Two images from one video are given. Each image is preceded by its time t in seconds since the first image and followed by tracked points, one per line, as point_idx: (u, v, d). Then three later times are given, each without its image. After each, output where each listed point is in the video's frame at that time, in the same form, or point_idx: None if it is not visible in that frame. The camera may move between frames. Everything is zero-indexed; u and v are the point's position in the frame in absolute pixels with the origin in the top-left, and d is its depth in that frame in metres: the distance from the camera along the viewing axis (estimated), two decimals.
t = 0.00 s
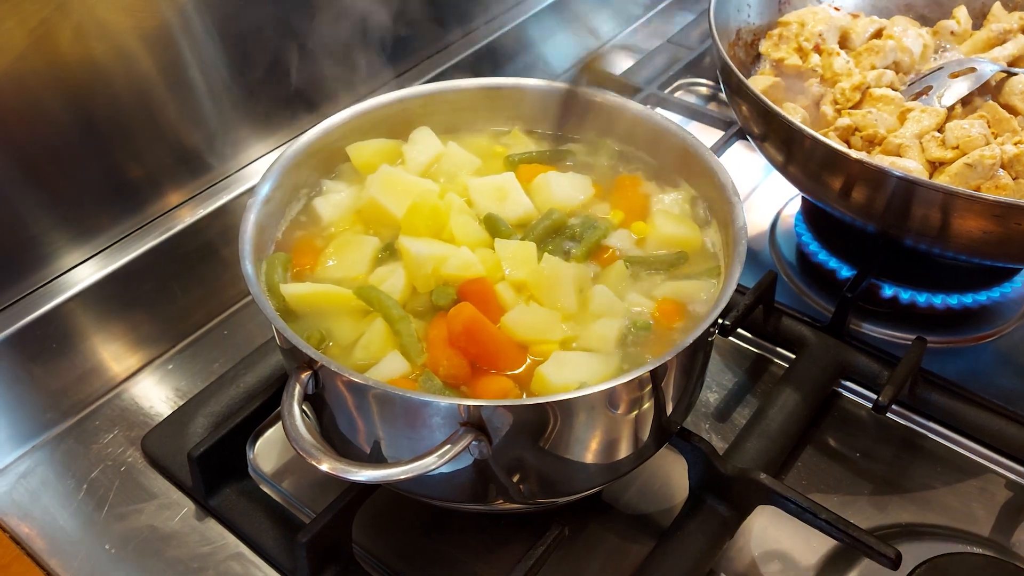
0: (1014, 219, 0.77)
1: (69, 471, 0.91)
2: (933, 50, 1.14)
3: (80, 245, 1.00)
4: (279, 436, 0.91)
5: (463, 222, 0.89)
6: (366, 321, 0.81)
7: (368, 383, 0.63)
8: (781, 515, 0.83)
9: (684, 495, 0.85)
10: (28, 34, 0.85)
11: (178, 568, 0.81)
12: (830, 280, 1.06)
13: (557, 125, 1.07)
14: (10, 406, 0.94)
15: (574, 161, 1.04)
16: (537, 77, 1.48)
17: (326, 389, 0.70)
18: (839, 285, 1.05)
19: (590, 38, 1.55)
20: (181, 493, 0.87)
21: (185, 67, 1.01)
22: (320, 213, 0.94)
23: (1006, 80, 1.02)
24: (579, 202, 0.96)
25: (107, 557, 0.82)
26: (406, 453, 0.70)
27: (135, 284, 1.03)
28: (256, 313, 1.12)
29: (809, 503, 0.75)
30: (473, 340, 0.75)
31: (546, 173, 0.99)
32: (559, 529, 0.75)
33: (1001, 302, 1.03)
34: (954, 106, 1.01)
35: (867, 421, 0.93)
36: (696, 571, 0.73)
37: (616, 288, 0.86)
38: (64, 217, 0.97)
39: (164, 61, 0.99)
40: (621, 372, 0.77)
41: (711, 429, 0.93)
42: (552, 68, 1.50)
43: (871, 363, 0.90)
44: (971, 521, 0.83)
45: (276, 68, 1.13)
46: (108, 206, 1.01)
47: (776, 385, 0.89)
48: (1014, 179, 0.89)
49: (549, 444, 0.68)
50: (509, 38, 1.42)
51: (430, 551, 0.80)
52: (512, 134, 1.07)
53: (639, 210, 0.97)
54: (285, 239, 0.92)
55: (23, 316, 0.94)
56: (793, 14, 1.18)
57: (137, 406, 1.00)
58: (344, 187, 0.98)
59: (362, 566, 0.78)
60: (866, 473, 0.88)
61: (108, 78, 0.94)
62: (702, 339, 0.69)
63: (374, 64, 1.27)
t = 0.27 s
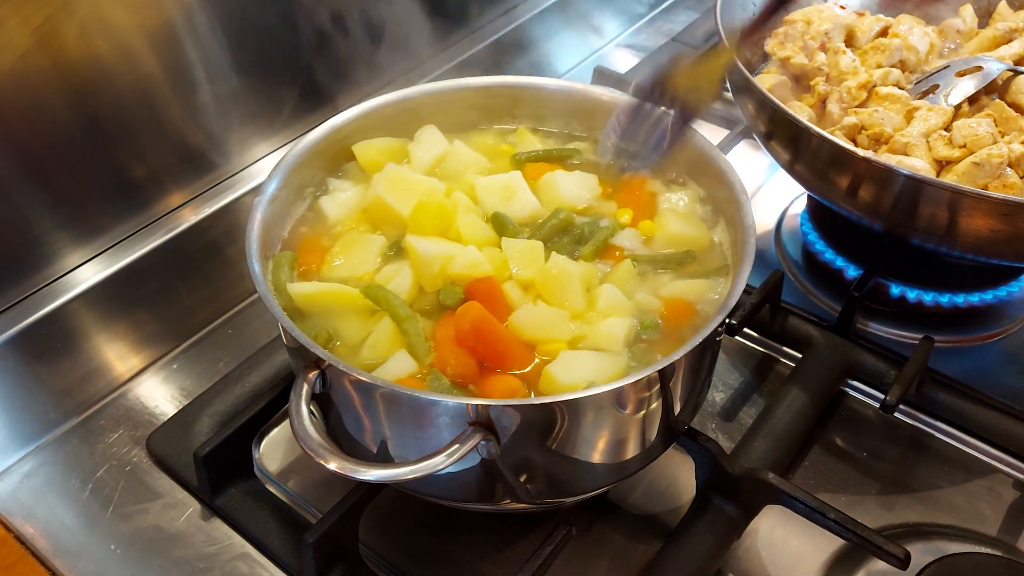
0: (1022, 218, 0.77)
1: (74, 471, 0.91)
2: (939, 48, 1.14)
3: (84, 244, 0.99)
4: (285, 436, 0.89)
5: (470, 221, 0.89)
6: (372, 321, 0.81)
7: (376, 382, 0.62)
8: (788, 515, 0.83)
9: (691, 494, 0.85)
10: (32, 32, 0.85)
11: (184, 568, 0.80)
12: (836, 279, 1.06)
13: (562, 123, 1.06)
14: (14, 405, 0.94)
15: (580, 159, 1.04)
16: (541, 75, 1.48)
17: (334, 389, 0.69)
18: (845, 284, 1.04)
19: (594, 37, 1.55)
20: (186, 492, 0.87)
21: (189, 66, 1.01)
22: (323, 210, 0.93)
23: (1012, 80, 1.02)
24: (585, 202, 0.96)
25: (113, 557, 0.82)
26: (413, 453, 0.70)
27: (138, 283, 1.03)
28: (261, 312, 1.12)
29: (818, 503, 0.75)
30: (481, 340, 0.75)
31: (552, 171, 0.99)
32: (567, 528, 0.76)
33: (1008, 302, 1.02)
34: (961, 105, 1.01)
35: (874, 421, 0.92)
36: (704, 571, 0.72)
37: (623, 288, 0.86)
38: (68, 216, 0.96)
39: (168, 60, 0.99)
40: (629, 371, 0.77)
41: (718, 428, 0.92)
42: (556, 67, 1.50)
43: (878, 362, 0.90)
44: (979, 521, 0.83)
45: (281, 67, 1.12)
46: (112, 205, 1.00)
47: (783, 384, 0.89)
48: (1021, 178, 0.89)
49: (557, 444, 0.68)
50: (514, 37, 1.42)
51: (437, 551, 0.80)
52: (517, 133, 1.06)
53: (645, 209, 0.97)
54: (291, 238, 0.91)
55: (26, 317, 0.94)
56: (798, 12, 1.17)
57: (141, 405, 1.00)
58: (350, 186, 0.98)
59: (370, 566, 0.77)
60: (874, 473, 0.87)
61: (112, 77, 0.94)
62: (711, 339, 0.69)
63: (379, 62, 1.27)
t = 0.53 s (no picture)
0: None
1: (75, 469, 0.91)
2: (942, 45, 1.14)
3: (84, 242, 0.99)
4: (288, 433, 0.89)
5: (472, 218, 0.89)
6: (375, 318, 0.81)
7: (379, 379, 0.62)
8: (791, 513, 0.82)
9: (693, 492, 0.85)
10: (32, 30, 0.84)
11: (185, 566, 0.80)
12: (838, 277, 1.05)
13: (564, 121, 1.06)
14: (14, 404, 0.94)
15: (582, 157, 1.04)
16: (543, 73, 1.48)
17: (336, 386, 0.69)
18: (848, 282, 1.04)
19: (596, 35, 1.55)
20: (188, 490, 0.86)
21: (189, 64, 1.01)
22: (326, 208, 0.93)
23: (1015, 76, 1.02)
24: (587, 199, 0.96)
25: (114, 554, 0.82)
26: (416, 451, 0.70)
27: (139, 281, 1.03)
28: (262, 310, 1.12)
29: (821, 501, 0.74)
30: (483, 337, 0.75)
31: (555, 169, 0.99)
32: (570, 526, 0.75)
33: (1010, 299, 1.02)
34: (964, 102, 1.01)
35: (876, 419, 0.92)
36: (706, 568, 0.72)
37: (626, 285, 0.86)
38: (68, 215, 0.96)
39: (169, 58, 0.98)
40: (632, 369, 0.77)
41: (720, 426, 0.92)
42: (557, 65, 1.50)
43: (880, 360, 0.90)
44: (981, 519, 0.83)
45: (282, 64, 1.12)
46: (112, 203, 1.00)
47: (785, 382, 0.89)
48: None
49: (560, 442, 0.68)
50: (515, 34, 1.41)
51: (439, 549, 0.80)
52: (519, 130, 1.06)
53: (647, 207, 0.97)
54: (293, 235, 0.91)
55: (26, 315, 0.93)
56: (801, 10, 1.16)
57: (142, 403, 0.99)
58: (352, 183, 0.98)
59: (371, 564, 0.77)
60: (876, 471, 0.87)
61: (112, 75, 0.93)
62: (714, 336, 0.68)
63: (380, 60, 1.26)
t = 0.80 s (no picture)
0: None
1: (74, 467, 0.91)
2: (942, 44, 1.14)
3: (83, 241, 0.99)
4: (286, 432, 0.89)
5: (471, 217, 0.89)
6: (373, 316, 0.81)
7: (377, 377, 0.62)
8: (789, 511, 0.83)
9: (692, 491, 0.85)
10: (31, 29, 0.84)
11: (183, 564, 0.80)
12: (837, 276, 1.06)
13: (563, 120, 1.06)
14: (13, 402, 0.94)
15: (581, 156, 1.04)
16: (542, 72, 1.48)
17: (334, 385, 0.69)
18: (847, 281, 1.04)
19: (595, 34, 1.55)
20: (187, 489, 0.87)
21: (189, 62, 1.01)
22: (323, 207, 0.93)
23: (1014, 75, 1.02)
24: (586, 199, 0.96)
25: (113, 553, 0.82)
26: (414, 449, 0.70)
27: (138, 280, 1.03)
28: (261, 309, 1.12)
29: (819, 499, 0.75)
30: (482, 335, 0.75)
31: (554, 167, 0.99)
32: (568, 524, 0.75)
33: (1009, 299, 1.02)
34: (962, 101, 1.01)
35: (874, 417, 0.92)
36: (704, 567, 0.72)
37: (624, 283, 0.86)
38: (67, 214, 0.96)
39: (168, 56, 0.98)
40: (630, 367, 0.77)
41: (718, 424, 0.92)
42: (557, 64, 1.50)
43: (879, 358, 0.90)
44: (979, 518, 0.83)
45: (281, 63, 1.12)
46: (112, 202, 1.00)
47: (784, 381, 0.89)
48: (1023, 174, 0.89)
49: (558, 440, 0.68)
50: (514, 33, 1.42)
51: (437, 547, 0.80)
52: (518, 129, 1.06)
53: (644, 206, 0.97)
54: (292, 234, 0.91)
55: (25, 313, 0.93)
56: (799, 7, 1.17)
57: (142, 402, 1.00)
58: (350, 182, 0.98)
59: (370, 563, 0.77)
60: (874, 470, 0.87)
61: (111, 74, 0.93)
62: (712, 335, 0.69)
63: (379, 59, 1.26)
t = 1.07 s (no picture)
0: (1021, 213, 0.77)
1: (73, 467, 0.91)
2: (940, 44, 1.14)
3: (82, 240, 0.99)
4: (285, 432, 0.89)
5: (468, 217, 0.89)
6: (371, 315, 0.81)
7: (374, 377, 0.62)
8: (786, 510, 0.83)
9: (689, 490, 0.85)
10: (31, 29, 0.84)
11: (182, 563, 0.80)
12: (835, 275, 1.06)
13: (561, 120, 1.06)
14: (12, 401, 0.94)
15: (579, 156, 1.04)
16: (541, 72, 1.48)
17: (332, 384, 0.69)
18: (844, 280, 1.04)
19: (594, 33, 1.55)
20: (185, 488, 0.87)
21: (188, 62, 1.01)
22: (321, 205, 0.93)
23: (1012, 75, 1.02)
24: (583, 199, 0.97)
25: (111, 552, 0.82)
26: (411, 448, 0.70)
27: (137, 279, 1.03)
28: (260, 308, 1.12)
29: (816, 498, 0.75)
30: (479, 335, 0.75)
31: (552, 167, 0.99)
32: (565, 523, 0.75)
33: (1006, 298, 1.02)
34: (960, 100, 1.01)
35: (872, 417, 0.92)
36: (701, 565, 0.72)
37: (621, 283, 0.86)
38: (66, 213, 0.96)
39: (167, 56, 0.98)
40: (627, 367, 0.77)
41: (716, 424, 0.92)
42: (556, 63, 1.50)
43: (876, 358, 0.90)
44: (976, 517, 0.83)
45: (280, 63, 1.12)
46: (111, 202, 1.00)
47: (781, 380, 0.89)
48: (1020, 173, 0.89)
49: (555, 439, 0.68)
50: (513, 33, 1.42)
51: (435, 546, 0.80)
52: (516, 129, 1.06)
53: (642, 206, 0.97)
54: (290, 233, 0.91)
55: (24, 312, 0.93)
56: (798, 7, 1.17)
57: (141, 401, 1.00)
58: (348, 181, 0.98)
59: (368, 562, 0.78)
60: (871, 469, 0.87)
61: (110, 74, 0.94)
62: (709, 334, 0.69)
63: (378, 58, 1.27)
